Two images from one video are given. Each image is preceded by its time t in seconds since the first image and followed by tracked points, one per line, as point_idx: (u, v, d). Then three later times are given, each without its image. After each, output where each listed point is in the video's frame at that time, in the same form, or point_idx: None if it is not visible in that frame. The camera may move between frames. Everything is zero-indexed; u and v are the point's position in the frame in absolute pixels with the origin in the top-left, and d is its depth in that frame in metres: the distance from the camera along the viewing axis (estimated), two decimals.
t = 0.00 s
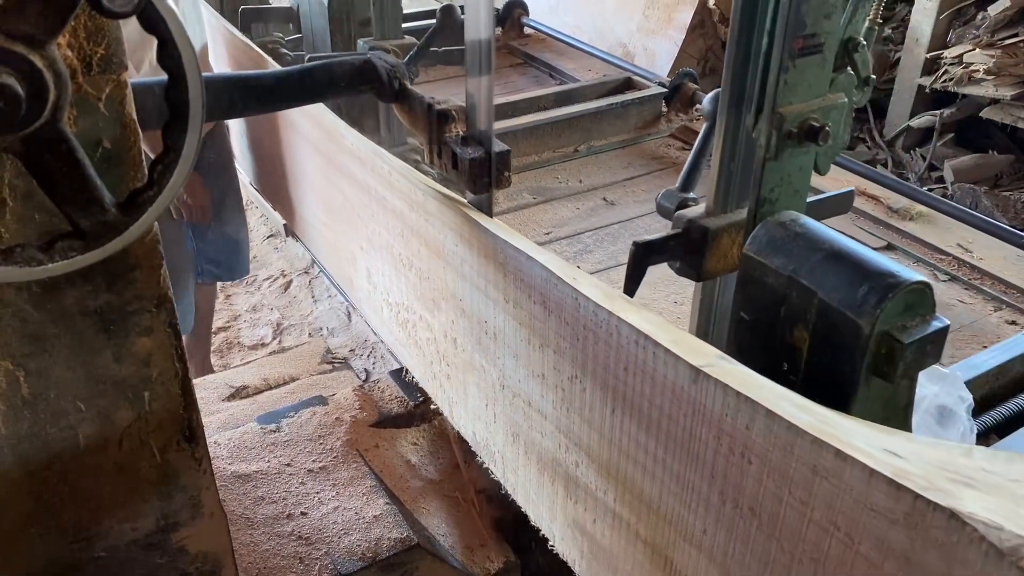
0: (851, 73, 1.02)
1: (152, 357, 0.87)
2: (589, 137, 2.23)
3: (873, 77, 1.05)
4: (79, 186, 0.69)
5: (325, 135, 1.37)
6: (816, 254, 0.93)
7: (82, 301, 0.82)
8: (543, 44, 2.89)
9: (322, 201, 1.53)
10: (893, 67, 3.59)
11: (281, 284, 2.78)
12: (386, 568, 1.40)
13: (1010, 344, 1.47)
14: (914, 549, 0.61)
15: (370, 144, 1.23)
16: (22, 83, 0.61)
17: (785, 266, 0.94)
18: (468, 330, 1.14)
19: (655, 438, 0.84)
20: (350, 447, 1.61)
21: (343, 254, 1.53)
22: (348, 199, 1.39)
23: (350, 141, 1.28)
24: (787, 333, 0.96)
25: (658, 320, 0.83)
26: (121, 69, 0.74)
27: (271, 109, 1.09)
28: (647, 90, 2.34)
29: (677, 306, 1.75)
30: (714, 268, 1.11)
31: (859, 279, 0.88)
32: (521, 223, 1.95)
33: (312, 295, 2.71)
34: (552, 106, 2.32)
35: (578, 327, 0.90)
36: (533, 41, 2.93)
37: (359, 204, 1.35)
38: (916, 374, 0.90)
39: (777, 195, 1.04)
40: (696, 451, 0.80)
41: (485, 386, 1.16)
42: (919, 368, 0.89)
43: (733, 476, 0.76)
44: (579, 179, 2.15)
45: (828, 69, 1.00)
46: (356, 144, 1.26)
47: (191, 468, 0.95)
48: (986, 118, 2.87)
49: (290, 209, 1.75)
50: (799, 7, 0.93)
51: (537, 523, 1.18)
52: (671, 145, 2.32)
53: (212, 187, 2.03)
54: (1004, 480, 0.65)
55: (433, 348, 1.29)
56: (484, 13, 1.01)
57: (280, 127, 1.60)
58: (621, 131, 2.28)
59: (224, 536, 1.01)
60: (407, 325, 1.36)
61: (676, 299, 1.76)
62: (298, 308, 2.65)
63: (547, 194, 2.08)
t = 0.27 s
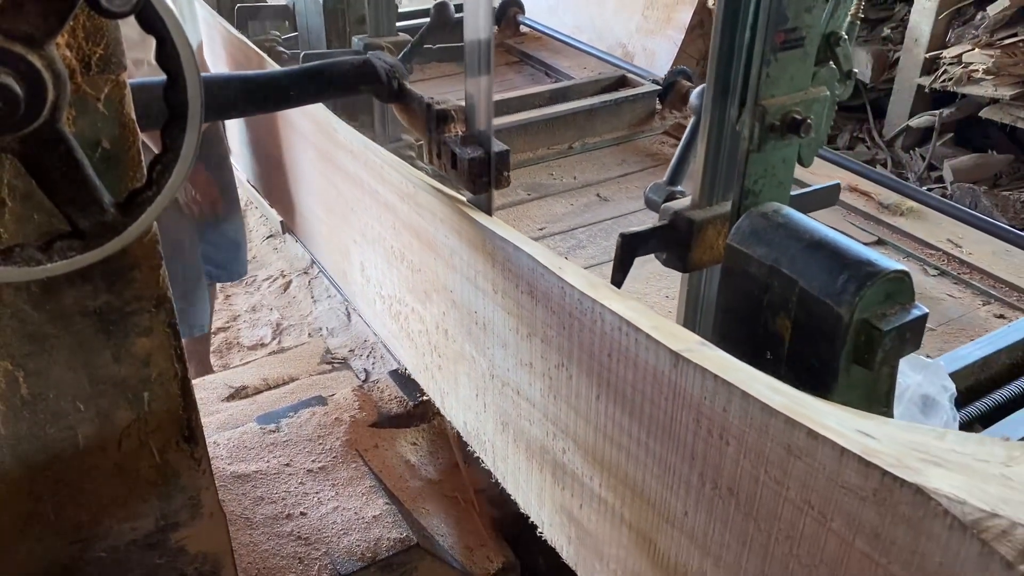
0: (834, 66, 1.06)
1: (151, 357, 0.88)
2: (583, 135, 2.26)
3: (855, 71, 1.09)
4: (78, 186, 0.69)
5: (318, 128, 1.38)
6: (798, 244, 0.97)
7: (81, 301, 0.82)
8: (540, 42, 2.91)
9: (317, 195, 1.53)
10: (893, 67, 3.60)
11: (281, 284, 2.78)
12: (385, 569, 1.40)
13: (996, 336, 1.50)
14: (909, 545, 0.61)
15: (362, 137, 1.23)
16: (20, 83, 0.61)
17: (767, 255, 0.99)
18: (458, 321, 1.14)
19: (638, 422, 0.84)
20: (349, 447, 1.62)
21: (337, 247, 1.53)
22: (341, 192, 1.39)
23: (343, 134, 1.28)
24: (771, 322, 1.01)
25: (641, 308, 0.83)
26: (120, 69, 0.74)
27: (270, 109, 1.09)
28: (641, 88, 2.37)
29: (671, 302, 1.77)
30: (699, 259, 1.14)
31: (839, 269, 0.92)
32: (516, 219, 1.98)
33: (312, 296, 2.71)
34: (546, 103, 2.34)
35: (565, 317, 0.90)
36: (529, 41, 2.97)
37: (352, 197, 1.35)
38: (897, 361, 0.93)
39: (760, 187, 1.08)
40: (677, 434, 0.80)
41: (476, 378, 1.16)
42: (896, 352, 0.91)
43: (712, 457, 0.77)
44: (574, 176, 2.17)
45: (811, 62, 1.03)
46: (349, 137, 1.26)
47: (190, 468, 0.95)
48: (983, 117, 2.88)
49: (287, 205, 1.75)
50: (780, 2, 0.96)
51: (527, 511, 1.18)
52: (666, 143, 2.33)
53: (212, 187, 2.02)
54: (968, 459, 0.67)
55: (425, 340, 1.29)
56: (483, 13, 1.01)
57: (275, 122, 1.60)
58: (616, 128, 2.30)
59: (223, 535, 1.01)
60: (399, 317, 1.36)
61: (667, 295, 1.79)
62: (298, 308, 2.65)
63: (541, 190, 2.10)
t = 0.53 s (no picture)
0: (820, 60, 1.07)
1: (149, 356, 0.87)
2: (578, 132, 2.26)
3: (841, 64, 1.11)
4: (74, 185, 0.69)
5: (312, 123, 1.38)
6: (782, 234, 0.98)
7: (78, 300, 0.81)
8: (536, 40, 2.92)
9: (312, 190, 1.53)
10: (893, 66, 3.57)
11: (280, 284, 2.78)
12: (384, 568, 1.40)
13: (984, 329, 1.50)
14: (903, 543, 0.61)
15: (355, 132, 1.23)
16: (16, 81, 0.61)
17: (752, 246, 0.99)
18: (451, 313, 1.14)
19: (624, 409, 0.84)
20: (347, 446, 1.62)
21: (331, 241, 1.53)
22: (335, 186, 1.39)
23: (337, 129, 1.28)
24: (756, 311, 1.01)
25: (626, 297, 0.83)
26: (117, 67, 0.73)
27: (268, 109, 1.09)
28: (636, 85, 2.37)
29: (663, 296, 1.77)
30: (687, 252, 1.14)
31: (822, 259, 0.93)
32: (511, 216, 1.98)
33: (310, 295, 2.71)
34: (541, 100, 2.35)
35: (553, 308, 0.89)
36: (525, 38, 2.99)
37: (345, 190, 1.35)
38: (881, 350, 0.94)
39: (747, 179, 1.09)
40: (661, 421, 0.80)
41: (468, 370, 1.16)
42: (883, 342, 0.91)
43: (695, 443, 0.76)
44: (569, 173, 2.17)
45: (796, 56, 1.04)
46: (342, 131, 1.26)
47: (188, 468, 0.95)
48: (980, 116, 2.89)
49: (283, 200, 1.76)
50: None
51: (517, 499, 1.18)
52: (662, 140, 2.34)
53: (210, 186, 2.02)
54: (945, 442, 0.67)
55: (418, 332, 1.29)
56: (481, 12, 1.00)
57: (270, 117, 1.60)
58: (611, 126, 2.29)
59: (220, 534, 1.01)
60: (392, 309, 1.36)
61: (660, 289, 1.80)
62: (296, 308, 2.65)
63: (536, 186, 2.10)
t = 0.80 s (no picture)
0: (808, 56, 1.08)
1: (147, 356, 0.87)
2: (574, 130, 2.27)
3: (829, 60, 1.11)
4: (71, 184, 0.69)
5: (308, 119, 1.38)
6: (769, 228, 0.98)
7: (76, 300, 0.81)
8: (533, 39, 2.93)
9: (307, 186, 1.53)
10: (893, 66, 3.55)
11: (279, 284, 2.78)
12: (383, 568, 1.40)
13: (975, 324, 1.50)
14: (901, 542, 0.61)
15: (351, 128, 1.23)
16: (12, 81, 0.61)
17: (741, 240, 0.99)
18: (444, 307, 1.14)
19: (612, 400, 0.84)
20: (345, 446, 1.62)
21: (327, 237, 1.53)
22: (330, 182, 1.39)
23: (332, 125, 1.28)
24: (745, 304, 1.01)
25: (615, 290, 0.83)
26: (114, 67, 0.73)
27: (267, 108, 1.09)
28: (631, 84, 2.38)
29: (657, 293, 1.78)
30: (677, 246, 1.14)
31: (810, 252, 0.92)
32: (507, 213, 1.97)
33: (310, 295, 2.71)
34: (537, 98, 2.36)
35: (544, 302, 0.89)
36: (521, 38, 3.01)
37: (340, 186, 1.35)
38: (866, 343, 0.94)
39: (736, 173, 1.10)
40: (648, 411, 0.79)
41: (462, 365, 1.16)
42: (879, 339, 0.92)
43: (682, 431, 0.76)
44: (564, 170, 2.18)
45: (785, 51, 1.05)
46: (338, 128, 1.26)
47: (187, 467, 0.95)
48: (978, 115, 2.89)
49: (279, 197, 1.76)
50: None
51: (510, 492, 1.18)
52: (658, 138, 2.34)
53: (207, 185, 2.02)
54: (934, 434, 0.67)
55: (412, 327, 1.29)
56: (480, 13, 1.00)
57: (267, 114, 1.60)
58: (606, 124, 2.31)
59: (218, 534, 1.01)
60: (386, 303, 1.36)
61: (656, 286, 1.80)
62: (295, 308, 2.65)
63: (533, 184, 2.10)
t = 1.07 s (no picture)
0: (799, 52, 1.09)
1: (146, 356, 0.87)
2: (571, 128, 2.29)
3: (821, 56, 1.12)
4: (69, 184, 0.69)
5: (305, 116, 1.38)
6: (763, 223, 0.97)
7: (75, 300, 0.81)
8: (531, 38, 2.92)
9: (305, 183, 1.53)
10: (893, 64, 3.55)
11: (278, 283, 2.77)
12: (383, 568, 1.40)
13: (971, 318, 1.50)
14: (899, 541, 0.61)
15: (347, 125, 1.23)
16: (11, 81, 0.61)
17: (733, 235, 0.99)
18: (440, 303, 1.15)
19: (606, 395, 0.84)
20: (344, 446, 1.62)
21: (324, 233, 1.53)
22: (327, 179, 1.39)
23: (329, 122, 1.28)
24: (738, 298, 1.01)
25: (609, 284, 0.83)
26: (113, 66, 0.73)
27: (269, 108, 1.09)
28: (628, 82, 2.39)
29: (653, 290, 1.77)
30: (672, 242, 1.14)
31: (802, 246, 0.92)
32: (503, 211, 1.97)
33: (309, 295, 2.71)
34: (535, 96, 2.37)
35: (539, 297, 0.90)
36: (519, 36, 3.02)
37: (337, 183, 1.36)
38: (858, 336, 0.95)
39: (729, 168, 1.11)
40: (641, 405, 0.80)
41: (458, 360, 1.16)
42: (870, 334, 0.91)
43: (674, 424, 0.77)
44: (562, 168, 2.17)
45: (777, 48, 1.06)
46: (335, 124, 1.26)
47: (186, 467, 0.95)
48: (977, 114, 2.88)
49: (275, 194, 1.76)
50: None
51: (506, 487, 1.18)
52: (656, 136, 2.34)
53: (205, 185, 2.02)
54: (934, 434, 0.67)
55: (409, 323, 1.29)
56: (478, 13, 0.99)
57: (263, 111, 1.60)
58: (602, 122, 2.32)
59: (217, 534, 1.01)
60: (382, 299, 1.36)
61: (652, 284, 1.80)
62: (295, 308, 2.65)
63: (530, 181, 2.10)
